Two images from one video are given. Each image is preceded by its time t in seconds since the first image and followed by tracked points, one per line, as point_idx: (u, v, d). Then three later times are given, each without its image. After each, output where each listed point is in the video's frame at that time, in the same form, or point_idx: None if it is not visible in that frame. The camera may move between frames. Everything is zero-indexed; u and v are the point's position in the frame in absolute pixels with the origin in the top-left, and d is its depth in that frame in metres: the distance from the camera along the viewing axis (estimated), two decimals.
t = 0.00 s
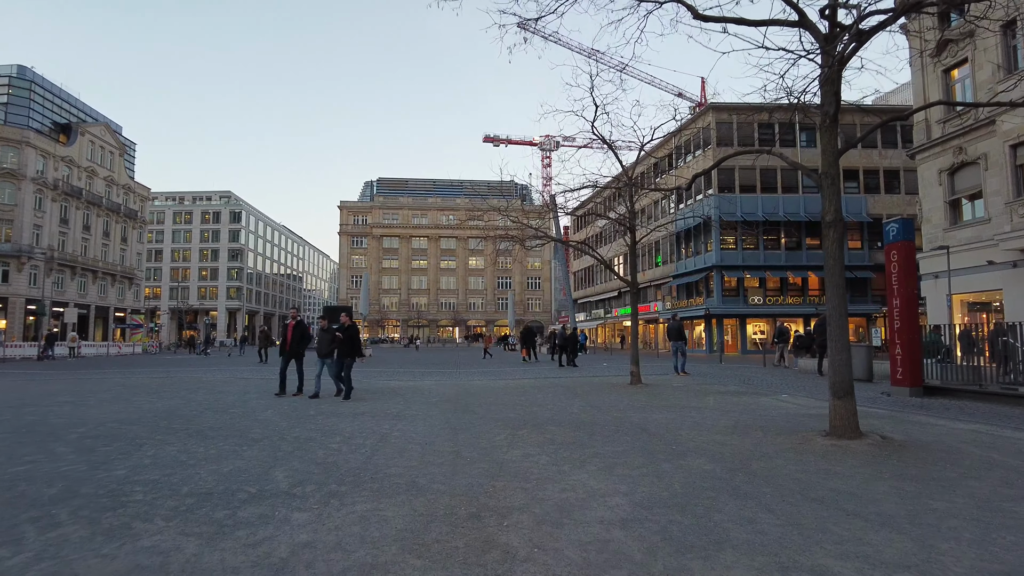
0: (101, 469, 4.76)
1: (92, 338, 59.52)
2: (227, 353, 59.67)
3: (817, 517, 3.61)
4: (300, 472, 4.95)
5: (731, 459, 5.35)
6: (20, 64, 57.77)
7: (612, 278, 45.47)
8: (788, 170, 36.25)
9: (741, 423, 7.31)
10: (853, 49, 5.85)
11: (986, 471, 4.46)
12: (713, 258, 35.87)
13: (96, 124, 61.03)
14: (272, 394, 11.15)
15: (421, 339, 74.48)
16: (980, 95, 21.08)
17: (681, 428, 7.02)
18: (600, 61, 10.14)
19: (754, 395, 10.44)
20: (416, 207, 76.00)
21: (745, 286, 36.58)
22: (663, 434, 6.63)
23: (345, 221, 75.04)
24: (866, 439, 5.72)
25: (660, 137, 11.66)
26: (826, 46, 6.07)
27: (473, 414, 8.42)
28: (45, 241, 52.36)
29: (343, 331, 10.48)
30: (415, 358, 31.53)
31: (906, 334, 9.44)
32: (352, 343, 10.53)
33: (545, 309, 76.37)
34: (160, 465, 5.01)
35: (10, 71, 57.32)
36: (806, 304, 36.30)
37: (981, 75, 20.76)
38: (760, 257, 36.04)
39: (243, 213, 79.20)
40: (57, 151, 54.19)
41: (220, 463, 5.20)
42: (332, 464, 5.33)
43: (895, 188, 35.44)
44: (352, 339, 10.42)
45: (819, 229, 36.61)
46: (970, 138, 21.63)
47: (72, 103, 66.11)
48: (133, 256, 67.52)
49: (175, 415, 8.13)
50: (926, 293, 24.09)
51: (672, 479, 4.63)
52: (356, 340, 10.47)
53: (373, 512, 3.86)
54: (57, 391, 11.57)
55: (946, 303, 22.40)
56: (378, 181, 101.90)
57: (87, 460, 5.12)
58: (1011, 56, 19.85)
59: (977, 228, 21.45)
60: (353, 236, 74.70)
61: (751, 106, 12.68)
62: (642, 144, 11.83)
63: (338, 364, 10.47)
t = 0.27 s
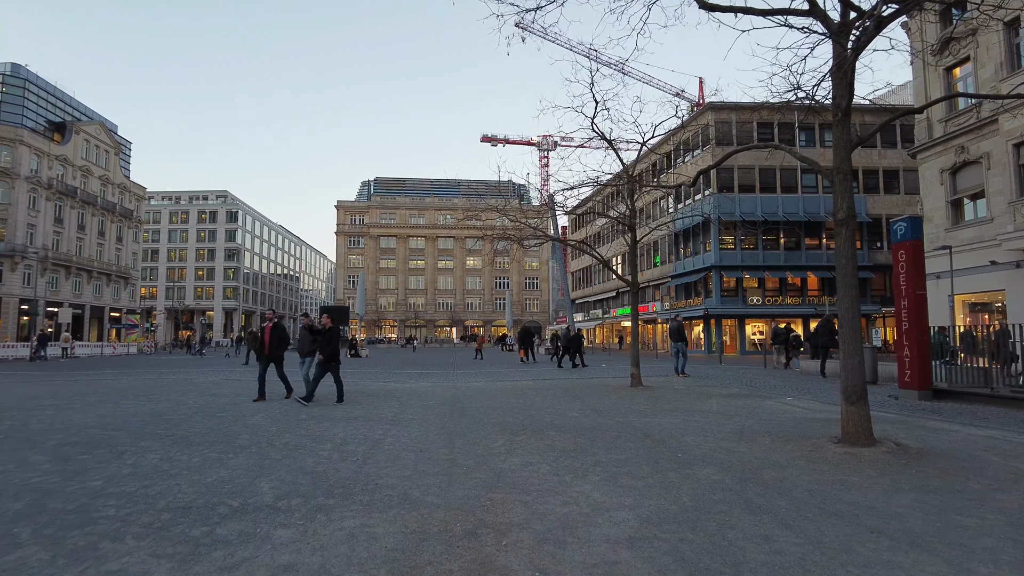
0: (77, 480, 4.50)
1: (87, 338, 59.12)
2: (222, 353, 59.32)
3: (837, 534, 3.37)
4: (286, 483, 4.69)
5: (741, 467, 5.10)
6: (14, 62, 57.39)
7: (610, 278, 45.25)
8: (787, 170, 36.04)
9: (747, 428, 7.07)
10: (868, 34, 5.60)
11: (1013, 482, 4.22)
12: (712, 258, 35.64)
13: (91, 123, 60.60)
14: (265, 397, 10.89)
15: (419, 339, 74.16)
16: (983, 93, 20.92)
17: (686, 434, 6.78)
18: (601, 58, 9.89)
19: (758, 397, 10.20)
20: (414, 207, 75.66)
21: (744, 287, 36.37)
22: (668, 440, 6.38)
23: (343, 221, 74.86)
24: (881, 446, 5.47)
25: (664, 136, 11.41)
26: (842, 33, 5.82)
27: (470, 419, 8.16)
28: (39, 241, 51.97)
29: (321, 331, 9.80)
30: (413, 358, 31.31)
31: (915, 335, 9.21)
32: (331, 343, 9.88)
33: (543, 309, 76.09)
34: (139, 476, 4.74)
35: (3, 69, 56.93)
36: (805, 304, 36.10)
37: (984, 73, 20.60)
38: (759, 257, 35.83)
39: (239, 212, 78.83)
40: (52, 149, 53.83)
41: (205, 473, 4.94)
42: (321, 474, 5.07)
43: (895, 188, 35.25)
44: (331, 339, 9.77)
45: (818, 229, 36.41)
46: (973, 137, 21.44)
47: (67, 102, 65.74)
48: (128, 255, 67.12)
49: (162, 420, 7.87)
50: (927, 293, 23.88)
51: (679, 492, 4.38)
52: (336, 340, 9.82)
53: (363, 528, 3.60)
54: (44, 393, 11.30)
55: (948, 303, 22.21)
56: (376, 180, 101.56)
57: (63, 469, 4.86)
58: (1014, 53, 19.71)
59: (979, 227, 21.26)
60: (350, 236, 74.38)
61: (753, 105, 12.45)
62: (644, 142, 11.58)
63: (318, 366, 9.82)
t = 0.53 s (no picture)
0: (55, 485, 4.27)
1: (85, 337, 58.86)
2: (221, 353, 59.09)
3: (863, 546, 3.14)
4: (276, 488, 4.47)
5: (753, 471, 4.87)
6: (11, 60, 57.13)
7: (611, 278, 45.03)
8: (788, 169, 35.81)
9: (756, 430, 6.84)
10: (885, 18, 5.37)
11: None
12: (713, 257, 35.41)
13: (89, 122, 60.37)
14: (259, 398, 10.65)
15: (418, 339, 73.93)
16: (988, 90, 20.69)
17: (692, 436, 6.55)
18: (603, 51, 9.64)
19: (764, 398, 9.97)
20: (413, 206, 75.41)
21: (745, 286, 36.14)
22: (674, 443, 6.15)
23: (342, 220, 74.66)
24: (898, 449, 5.24)
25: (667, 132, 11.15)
26: (856, 18, 5.61)
27: (470, 419, 7.92)
28: (37, 239, 51.72)
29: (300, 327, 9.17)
30: (412, 358, 31.07)
31: (927, 334, 8.99)
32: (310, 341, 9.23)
33: (543, 309, 75.87)
34: (121, 480, 4.51)
35: (1, 67, 56.70)
36: (806, 304, 35.87)
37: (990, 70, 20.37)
38: (760, 257, 35.59)
39: (238, 211, 78.56)
40: (50, 148, 53.59)
41: (192, 477, 4.72)
42: (314, 478, 4.84)
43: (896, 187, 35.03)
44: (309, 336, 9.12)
45: (820, 228, 36.19)
46: (977, 135, 21.22)
47: (65, 100, 65.49)
48: (127, 254, 66.85)
49: (152, 421, 7.65)
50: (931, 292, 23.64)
51: (690, 498, 4.15)
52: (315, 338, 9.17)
53: (354, 538, 3.38)
54: (34, 393, 11.06)
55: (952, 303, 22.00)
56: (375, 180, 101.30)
57: (42, 473, 4.63)
58: (1020, 49, 19.50)
59: (984, 226, 21.04)
60: (350, 236, 74.15)
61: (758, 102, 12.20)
62: (646, 139, 11.33)
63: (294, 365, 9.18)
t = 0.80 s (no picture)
0: (26, 495, 4.00)
1: (83, 337, 58.55)
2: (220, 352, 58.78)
3: (898, 567, 2.89)
4: (263, 499, 4.20)
5: (770, 480, 4.60)
6: (9, 58, 56.87)
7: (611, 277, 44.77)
8: (790, 168, 35.54)
9: (767, 434, 6.58)
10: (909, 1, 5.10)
11: None
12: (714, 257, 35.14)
13: (88, 120, 60.11)
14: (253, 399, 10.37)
15: (418, 339, 73.62)
16: (994, 86, 20.43)
17: (702, 441, 6.27)
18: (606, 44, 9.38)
19: (771, 401, 9.70)
20: (413, 205, 75.08)
21: (747, 286, 35.86)
22: (684, 448, 5.88)
23: (341, 220, 74.36)
24: (921, 455, 4.96)
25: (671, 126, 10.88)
26: (875, 2, 5.33)
27: (470, 423, 7.65)
28: (34, 238, 51.41)
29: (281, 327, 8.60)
30: (412, 358, 30.78)
31: (940, 334, 8.74)
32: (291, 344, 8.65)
33: (543, 309, 75.58)
34: (99, 490, 4.24)
35: None
36: (808, 304, 35.60)
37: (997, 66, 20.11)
38: (762, 256, 35.32)
39: (238, 211, 78.25)
40: (48, 146, 53.31)
41: (175, 485, 4.44)
42: (304, 487, 4.57)
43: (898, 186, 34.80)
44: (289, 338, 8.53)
45: (822, 227, 35.90)
46: (984, 133, 20.93)
47: (64, 99, 65.24)
48: (125, 254, 66.55)
49: (141, 423, 7.38)
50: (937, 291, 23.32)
51: (706, 511, 3.87)
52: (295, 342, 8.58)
53: (345, 556, 3.11)
54: (23, 393, 10.77)
55: (958, 302, 21.70)
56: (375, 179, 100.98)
57: (14, 482, 4.36)
58: None
59: (991, 225, 20.75)
60: (349, 235, 73.86)
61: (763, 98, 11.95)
62: (650, 134, 11.06)
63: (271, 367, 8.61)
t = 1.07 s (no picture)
0: None
1: (80, 337, 58.23)
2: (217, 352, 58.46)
3: None
4: (242, 508, 3.96)
5: (777, 487, 4.37)
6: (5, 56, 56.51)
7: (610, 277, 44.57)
8: (790, 167, 35.35)
9: (771, 438, 6.36)
10: None
11: None
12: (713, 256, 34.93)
13: (84, 119, 59.79)
14: (245, 401, 10.14)
15: (416, 339, 73.36)
16: (998, 84, 20.23)
17: (704, 445, 6.05)
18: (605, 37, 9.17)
19: (773, 402, 9.50)
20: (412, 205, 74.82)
21: (746, 286, 35.65)
22: (685, 452, 5.66)
23: (339, 219, 74.07)
24: (935, 461, 4.74)
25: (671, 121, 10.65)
26: None
27: (464, 425, 7.43)
28: (30, 237, 51.07)
29: (255, 327, 8.17)
30: (409, 358, 30.58)
31: (948, 335, 8.51)
32: (266, 345, 8.21)
33: (542, 308, 75.37)
34: (69, 499, 4.00)
35: None
36: (808, 304, 35.41)
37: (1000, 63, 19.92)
38: (761, 256, 35.12)
39: (235, 210, 77.93)
40: (43, 145, 52.98)
41: (151, 493, 4.21)
42: (287, 496, 4.34)
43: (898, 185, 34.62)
44: (263, 339, 8.09)
45: (822, 227, 35.71)
46: (986, 130, 20.73)
47: (60, 97, 64.89)
48: (122, 253, 66.21)
49: (124, 426, 7.14)
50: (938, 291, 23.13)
51: (712, 522, 3.64)
52: (270, 343, 8.15)
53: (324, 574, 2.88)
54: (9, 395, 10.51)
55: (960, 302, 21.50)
56: (373, 178, 100.64)
57: None
58: None
59: (994, 223, 20.54)
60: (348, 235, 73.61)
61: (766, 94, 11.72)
62: (650, 130, 10.83)
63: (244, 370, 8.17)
